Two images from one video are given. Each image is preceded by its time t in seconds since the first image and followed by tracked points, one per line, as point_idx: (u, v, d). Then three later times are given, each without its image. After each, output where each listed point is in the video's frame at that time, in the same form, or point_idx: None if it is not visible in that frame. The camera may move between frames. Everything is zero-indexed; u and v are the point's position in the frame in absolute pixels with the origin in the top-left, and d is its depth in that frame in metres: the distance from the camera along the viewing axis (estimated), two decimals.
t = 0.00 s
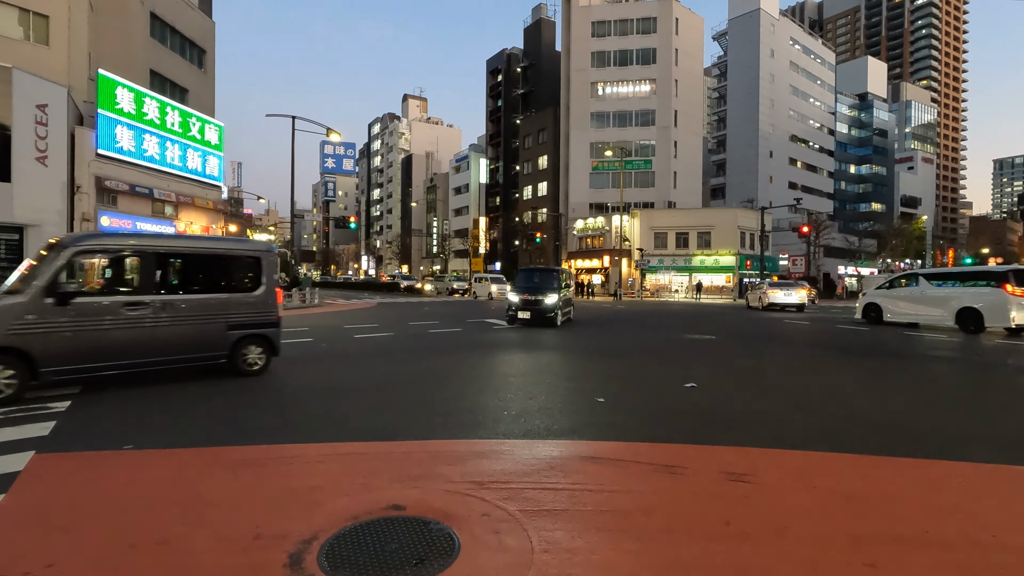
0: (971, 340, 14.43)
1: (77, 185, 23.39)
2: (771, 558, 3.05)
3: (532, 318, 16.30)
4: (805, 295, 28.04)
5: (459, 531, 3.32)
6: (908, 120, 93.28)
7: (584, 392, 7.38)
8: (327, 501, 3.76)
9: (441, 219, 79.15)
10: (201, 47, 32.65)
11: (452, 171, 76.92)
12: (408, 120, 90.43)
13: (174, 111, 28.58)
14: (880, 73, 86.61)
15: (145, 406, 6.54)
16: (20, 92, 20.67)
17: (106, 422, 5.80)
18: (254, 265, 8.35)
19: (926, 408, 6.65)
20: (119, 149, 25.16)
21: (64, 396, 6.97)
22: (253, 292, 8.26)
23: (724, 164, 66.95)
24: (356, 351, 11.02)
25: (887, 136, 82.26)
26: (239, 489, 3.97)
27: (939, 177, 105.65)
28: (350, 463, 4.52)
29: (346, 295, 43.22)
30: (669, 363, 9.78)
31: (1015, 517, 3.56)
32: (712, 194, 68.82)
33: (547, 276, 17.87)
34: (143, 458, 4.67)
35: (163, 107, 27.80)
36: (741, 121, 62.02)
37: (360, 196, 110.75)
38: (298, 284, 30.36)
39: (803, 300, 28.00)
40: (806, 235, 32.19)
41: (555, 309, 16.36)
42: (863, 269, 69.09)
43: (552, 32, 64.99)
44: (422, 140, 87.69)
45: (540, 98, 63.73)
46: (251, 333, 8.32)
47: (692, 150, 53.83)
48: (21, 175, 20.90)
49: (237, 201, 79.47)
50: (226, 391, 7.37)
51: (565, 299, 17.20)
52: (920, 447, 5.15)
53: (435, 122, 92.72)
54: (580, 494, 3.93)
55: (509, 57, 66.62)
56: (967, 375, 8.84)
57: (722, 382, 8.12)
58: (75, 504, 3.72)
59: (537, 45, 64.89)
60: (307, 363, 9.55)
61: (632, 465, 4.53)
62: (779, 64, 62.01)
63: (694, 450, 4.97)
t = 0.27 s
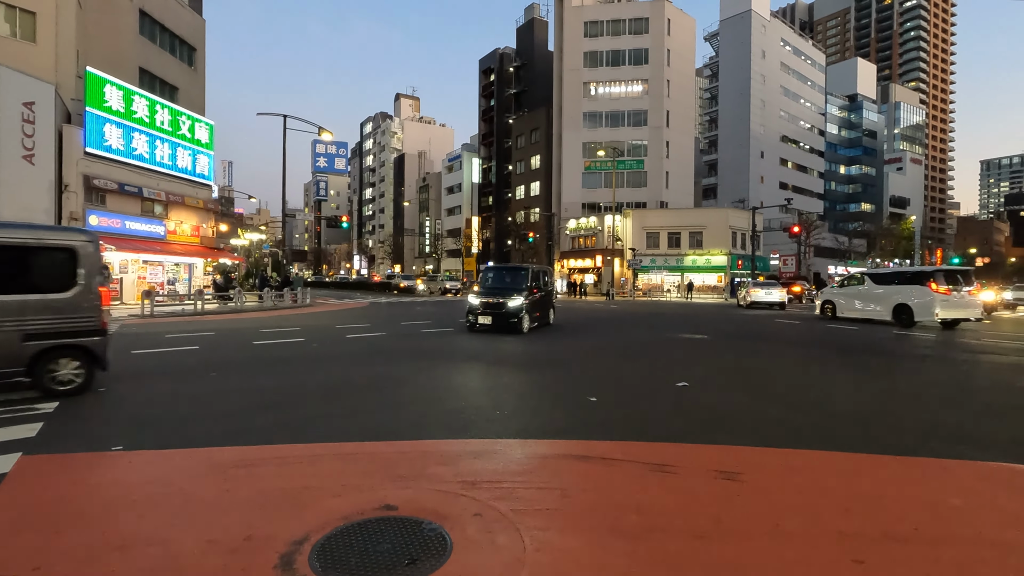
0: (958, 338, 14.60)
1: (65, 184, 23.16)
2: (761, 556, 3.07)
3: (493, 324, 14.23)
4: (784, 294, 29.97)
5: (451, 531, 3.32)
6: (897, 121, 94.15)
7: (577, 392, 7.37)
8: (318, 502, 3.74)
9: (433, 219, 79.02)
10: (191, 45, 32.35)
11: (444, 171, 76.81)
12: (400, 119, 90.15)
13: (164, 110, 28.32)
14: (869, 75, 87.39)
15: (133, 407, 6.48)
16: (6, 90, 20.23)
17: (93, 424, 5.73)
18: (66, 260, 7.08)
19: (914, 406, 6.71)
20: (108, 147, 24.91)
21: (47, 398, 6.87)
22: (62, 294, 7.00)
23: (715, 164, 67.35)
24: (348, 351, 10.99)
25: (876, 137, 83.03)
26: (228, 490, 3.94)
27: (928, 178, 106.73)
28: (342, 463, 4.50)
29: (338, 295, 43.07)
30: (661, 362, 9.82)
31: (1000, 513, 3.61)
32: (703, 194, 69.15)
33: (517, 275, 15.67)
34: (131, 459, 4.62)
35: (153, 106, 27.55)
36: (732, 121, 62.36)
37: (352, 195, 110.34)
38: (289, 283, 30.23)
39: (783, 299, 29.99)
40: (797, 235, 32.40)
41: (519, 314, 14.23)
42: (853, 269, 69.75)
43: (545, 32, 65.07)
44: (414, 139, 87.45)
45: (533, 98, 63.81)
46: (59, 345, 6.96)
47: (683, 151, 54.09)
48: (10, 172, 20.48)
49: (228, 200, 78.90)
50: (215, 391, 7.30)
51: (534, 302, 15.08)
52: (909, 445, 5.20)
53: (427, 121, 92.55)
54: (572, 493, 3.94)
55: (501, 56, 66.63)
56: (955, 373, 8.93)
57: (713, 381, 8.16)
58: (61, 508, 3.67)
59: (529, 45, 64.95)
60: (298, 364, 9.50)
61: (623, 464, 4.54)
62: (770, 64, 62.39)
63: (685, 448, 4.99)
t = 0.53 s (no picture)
0: (947, 337, 14.73)
1: (53, 182, 22.91)
2: (752, 553, 3.09)
3: (438, 331, 12.41)
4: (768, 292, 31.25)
5: (445, 531, 3.31)
6: (887, 122, 94.90)
7: (571, 391, 7.39)
8: (309, 503, 3.72)
9: (426, 219, 78.87)
10: (182, 43, 32.08)
11: (437, 171, 76.65)
12: (393, 118, 89.85)
13: (154, 108, 28.06)
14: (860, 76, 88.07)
15: (123, 408, 6.43)
16: None
17: (81, 425, 5.67)
18: None
19: (903, 405, 6.77)
20: (97, 146, 24.70)
21: (34, 400, 6.77)
22: None
23: (707, 165, 67.71)
24: (340, 352, 10.94)
25: (866, 138, 83.68)
26: (219, 492, 3.92)
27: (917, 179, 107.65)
28: (334, 463, 4.48)
29: (330, 295, 43.07)
30: (654, 361, 9.84)
31: (987, 510, 3.64)
32: (696, 194, 69.48)
33: (474, 275, 13.77)
34: (121, 460, 4.59)
35: (143, 104, 27.32)
36: (725, 122, 62.66)
37: (344, 195, 109.95)
38: (281, 283, 30.07)
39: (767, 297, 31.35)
40: (789, 235, 32.56)
41: (466, 321, 12.33)
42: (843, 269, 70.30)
43: (538, 32, 65.14)
44: (407, 139, 87.20)
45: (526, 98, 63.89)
46: None
47: (676, 151, 54.28)
48: None
49: (219, 200, 78.31)
50: (207, 392, 7.25)
51: (488, 308, 13.22)
52: (899, 443, 5.24)
53: (420, 121, 92.33)
54: (562, 492, 3.95)
55: (494, 56, 66.61)
56: (944, 372, 9.00)
57: (705, 381, 8.18)
58: (47, 509, 3.63)
59: (522, 45, 64.97)
60: (290, 364, 9.44)
61: (616, 463, 4.55)
62: (762, 65, 62.71)
63: (679, 447, 5.01)
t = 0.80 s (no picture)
0: (936, 337, 14.88)
1: (42, 182, 22.71)
2: (744, 552, 3.10)
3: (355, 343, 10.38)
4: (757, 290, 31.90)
5: (437, 532, 3.30)
6: (877, 124, 95.68)
7: (563, 391, 7.39)
8: (300, 504, 3.71)
9: (419, 218, 78.68)
10: (172, 41, 31.78)
11: (430, 170, 76.53)
12: (385, 118, 89.59)
13: (144, 107, 27.83)
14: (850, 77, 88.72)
15: (112, 409, 6.38)
16: None
17: (70, 426, 5.62)
18: None
19: (893, 404, 6.82)
20: (86, 145, 24.46)
21: (22, 401, 6.69)
22: None
23: (700, 165, 68.08)
24: (332, 352, 10.86)
25: (857, 139, 84.33)
26: (210, 493, 3.89)
27: (906, 179, 108.60)
28: (326, 465, 4.46)
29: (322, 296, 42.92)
30: (647, 361, 9.87)
31: (975, 507, 3.69)
32: (688, 195, 69.74)
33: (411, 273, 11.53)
34: (110, 462, 4.54)
35: (133, 103, 27.07)
36: (717, 122, 62.94)
37: (336, 195, 109.52)
38: (273, 284, 29.88)
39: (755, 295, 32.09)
40: (780, 235, 32.81)
41: (386, 332, 10.29)
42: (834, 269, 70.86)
43: (531, 32, 65.21)
44: (400, 139, 86.95)
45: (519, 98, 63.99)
46: None
47: (668, 151, 54.50)
48: None
49: (210, 199, 77.75)
50: (197, 393, 7.19)
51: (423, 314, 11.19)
52: (889, 442, 5.28)
53: (413, 120, 92.09)
54: (555, 492, 3.95)
55: (487, 56, 66.60)
56: (933, 371, 9.09)
57: (697, 380, 8.22)
58: (35, 511, 3.59)
59: (515, 45, 65.00)
60: (282, 364, 9.36)
61: (608, 463, 4.56)
62: (753, 66, 63.07)
63: (672, 447, 5.02)
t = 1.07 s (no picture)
0: (925, 336, 15.05)
1: (30, 180, 22.48)
2: (734, 550, 3.12)
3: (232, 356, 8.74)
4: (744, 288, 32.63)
5: (430, 532, 3.30)
6: (867, 125, 96.45)
7: (556, 391, 7.39)
8: (293, 505, 3.69)
9: (412, 218, 78.54)
10: (162, 40, 31.50)
11: (423, 170, 76.40)
12: (378, 117, 89.31)
13: (134, 105, 27.59)
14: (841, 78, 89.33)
15: (102, 410, 6.32)
16: None
17: (59, 428, 5.57)
18: None
19: (882, 402, 6.89)
20: (75, 143, 24.23)
21: (12, 402, 6.63)
22: None
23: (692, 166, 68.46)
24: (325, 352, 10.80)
25: (847, 140, 84.94)
26: (202, 495, 3.86)
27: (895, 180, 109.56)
28: (319, 465, 4.44)
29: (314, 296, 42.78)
30: (640, 361, 9.87)
31: (963, 505, 3.73)
32: (681, 195, 70.06)
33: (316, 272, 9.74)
34: (98, 464, 4.49)
35: (123, 101, 26.83)
36: (709, 123, 63.25)
37: (329, 194, 109.09)
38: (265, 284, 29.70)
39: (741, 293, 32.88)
40: (771, 235, 33.03)
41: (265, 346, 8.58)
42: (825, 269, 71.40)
43: (524, 32, 65.27)
44: (393, 138, 86.68)
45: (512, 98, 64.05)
46: None
47: (661, 152, 54.72)
48: None
49: (201, 199, 77.20)
50: (189, 393, 7.16)
51: (323, 323, 9.44)
52: (881, 441, 5.31)
53: (406, 120, 91.84)
54: (549, 492, 3.95)
55: (480, 56, 66.59)
56: (922, 371, 9.17)
57: (690, 380, 8.24)
58: (24, 513, 3.56)
59: (508, 45, 65.04)
60: (275, 364, 9.34)
61: (601, 462, 4.57)
62: (745, 67, 63.42)
63: (666, 446, 5.03)
